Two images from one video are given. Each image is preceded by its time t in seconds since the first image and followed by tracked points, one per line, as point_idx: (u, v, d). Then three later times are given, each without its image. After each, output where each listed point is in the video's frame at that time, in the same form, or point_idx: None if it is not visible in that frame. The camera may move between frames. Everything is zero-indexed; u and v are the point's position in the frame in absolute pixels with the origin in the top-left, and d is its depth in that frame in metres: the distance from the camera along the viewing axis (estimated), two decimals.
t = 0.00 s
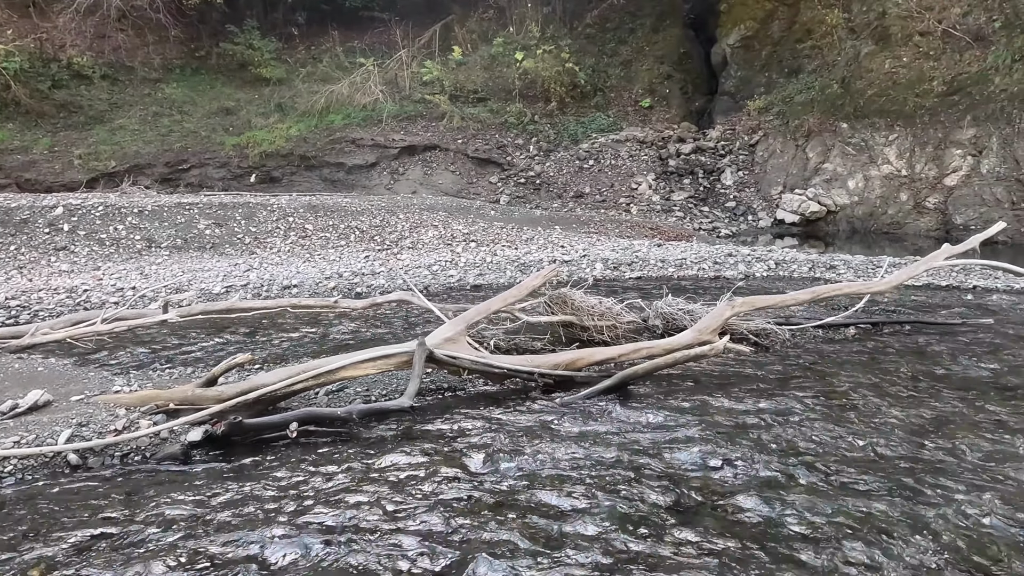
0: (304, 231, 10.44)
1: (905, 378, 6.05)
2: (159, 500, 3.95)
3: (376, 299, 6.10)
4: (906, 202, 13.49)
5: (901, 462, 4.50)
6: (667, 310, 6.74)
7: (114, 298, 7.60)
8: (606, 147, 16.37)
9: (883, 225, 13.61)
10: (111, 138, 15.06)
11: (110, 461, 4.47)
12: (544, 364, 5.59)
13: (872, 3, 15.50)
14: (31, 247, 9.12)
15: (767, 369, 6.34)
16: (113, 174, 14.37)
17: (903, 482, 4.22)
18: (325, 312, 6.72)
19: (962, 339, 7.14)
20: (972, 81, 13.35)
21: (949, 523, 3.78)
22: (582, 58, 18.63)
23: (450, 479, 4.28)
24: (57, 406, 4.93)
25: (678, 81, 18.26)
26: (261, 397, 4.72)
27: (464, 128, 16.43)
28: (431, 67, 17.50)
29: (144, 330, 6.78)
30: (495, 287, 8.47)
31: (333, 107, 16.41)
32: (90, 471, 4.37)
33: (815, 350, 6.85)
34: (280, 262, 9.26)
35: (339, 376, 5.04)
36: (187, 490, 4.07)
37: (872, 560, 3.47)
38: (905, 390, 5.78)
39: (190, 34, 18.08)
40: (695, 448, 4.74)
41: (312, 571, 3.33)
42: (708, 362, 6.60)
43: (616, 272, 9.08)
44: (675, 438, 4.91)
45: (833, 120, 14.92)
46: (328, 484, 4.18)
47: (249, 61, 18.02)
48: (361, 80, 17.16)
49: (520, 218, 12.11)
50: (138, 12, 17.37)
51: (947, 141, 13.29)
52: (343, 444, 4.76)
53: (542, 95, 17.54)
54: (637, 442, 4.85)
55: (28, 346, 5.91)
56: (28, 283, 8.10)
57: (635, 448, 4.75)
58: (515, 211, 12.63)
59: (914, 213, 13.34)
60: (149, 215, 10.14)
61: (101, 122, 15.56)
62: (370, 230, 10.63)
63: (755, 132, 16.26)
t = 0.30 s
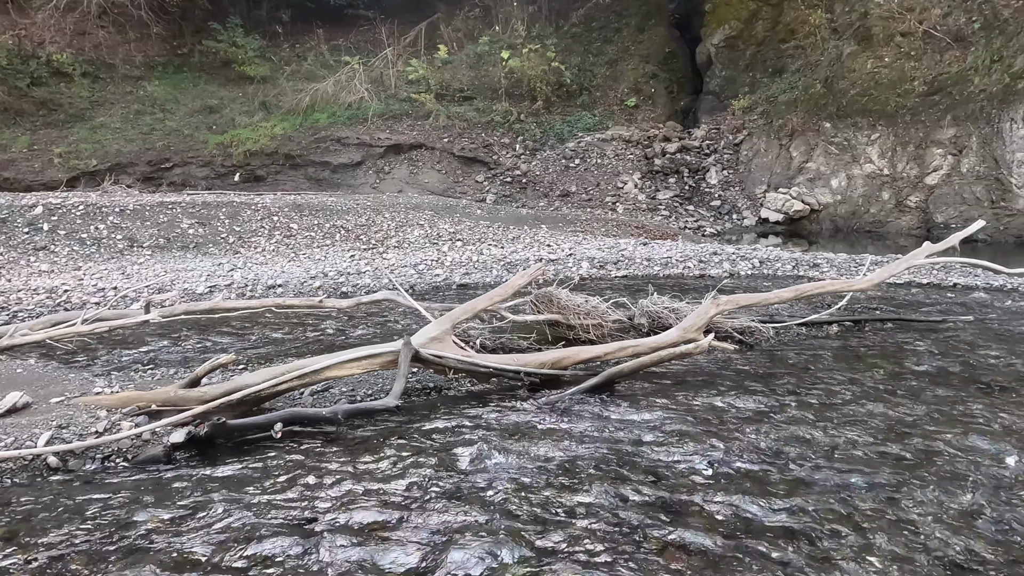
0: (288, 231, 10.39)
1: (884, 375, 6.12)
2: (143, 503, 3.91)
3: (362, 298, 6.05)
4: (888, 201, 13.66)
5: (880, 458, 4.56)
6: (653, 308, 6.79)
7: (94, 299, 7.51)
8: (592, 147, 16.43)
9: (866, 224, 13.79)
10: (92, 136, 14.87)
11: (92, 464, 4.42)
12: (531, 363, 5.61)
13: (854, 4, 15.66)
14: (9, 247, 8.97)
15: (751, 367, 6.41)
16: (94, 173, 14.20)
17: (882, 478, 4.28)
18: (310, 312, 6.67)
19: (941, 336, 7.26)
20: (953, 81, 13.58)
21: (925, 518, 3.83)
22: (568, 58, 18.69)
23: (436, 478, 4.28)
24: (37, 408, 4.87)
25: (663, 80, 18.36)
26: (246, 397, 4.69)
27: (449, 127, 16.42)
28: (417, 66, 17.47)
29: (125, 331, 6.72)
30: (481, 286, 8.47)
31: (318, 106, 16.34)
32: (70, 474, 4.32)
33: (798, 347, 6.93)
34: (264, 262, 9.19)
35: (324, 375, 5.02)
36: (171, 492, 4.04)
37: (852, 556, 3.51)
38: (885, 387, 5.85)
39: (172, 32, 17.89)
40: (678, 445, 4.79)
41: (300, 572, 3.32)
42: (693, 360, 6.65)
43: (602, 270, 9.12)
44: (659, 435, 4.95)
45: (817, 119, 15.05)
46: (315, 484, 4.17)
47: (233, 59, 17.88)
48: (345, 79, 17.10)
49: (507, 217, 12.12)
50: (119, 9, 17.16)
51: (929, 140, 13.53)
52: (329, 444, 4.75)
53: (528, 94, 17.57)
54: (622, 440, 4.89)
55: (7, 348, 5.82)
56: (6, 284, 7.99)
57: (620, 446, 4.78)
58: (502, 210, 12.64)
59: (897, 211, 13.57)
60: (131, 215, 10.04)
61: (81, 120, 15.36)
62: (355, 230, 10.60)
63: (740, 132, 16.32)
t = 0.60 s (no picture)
0: (259, 230, 10.28)
1: (848, 370, 6.26)
2: (108, 507, 3.86)
3: (335, 297, 5.97)
4: (855, 198, 13.96)
5: (840, 451, 4.67)
6: (625, 306, 6.85)
7: (56, 300, 7.36)
8: (565, 145, 16.51)
9: (833, 221, 14.17)
10: (55, 133, 14.51)
11: (55, 469, 4.34)
12: (504, 361, 5.63)
13: (821, 5, 15.92)
14: None
15: (720, 363, 6.51)
16: (56, 171, 13.86)
17: (843, 470, 4.39)
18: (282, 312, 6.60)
19: (902, 331, 7.45)
20: (916, 81, 13.90)
21: (881, 507, 3.93)
22: (541, 56, 18.75)
23: (407, 477, 4.28)
24: None
25: (636, 79, 18.51)
26: (214, 399, 4.64)
27: (423, 125, 16.36)
28: (389, 63, 17.38)
29: (89, 332, 6.60)
30: (455, 284, 8.47)
31: (289, 103, 16.17)
32: (33, 479, 4.24)
33: (767, 343, 7.06)
34: (234, 262, 9.08)
35: (295, 376, 4.98)
36: (138, 495, 3.98)
37: (811, 543, 3.61)
38: (847, 382, 5.98)
39: (138, 26, 17.51)
40: (647, 441, 4.85)
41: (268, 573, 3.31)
42: (663, 357, 6.73)
43: (576, 268, 9.18)
44: (629, 432, 5.01)
45: (785, 118, 15.30)
46: (286, 486, 4.14)
47: (201, 55, 17.58)
48: (316, 76, 16.94)
49: (481, 215, 12.14)
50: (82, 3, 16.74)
51: (894, 139, 13.83)
52: (299, 444, 4.72)
53: (501, 92, 17.61)
54: (592, 437, 4.94)
55: None
56: None
57: (589, 443, 4.83)
58: (476, 208, 12.64)
59: (863, 209, 13.93)
60: (95, 214, 9.85)
61: (43, 116, 14.98)
62: (327, 228, 10.52)
63: (711, 131, 16.50)
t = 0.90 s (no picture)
0: (221, 229, 10.10)
1: (806, 363, 6.44)
2: (63, 514, 3.77)
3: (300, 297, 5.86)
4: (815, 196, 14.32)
5: (795, 442, 4.80)
6: (593, 303, 6.92)
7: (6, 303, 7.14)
8: (533, 143, 16.56)
9: (794, 219, 14.51)
10: (5, 129, 14.00)
11: (7, 476, 4.22)
12: (473, 360, 5.64)
13: (782, 7, 16.28)
14: None
15: (683, 358, 6.64)
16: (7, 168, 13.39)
17: (795, 463, 4.48)
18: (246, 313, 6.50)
19: (859, 324, 7.68)
20: (873, 82, 14.29)
21: (830, 498, 4.02)
22: (508, 54, 18.80)
23: (372, 478, 4.28)
24: None
25: (602, 77, 18.68)
26: (175, 402, 4.56)
27: (389, 123, 16.27)
28: (355, 60, 17.24)
29: (42, 335, 6.43)
30: (423, 283, 8.45)
31: (252, 100, 15.93)
32: None
33: (730, 338, 7.22)
34: (195, 261, 8.90)
35: (258, 377, 4.92)
36: (94, 502, 3.89)
37: (761, 536, 3.66)
38: (804, 376, 6.12)
39: (94, 19, 16.99)
40: (611, 437, 4.92)
41: None
42: (630, 353, 6.83)
43: (544, 266, 9.23)
44: (593, 428, 5.08)
45: (748, 118, 15.62)
46: (250, 489, 4.10)
47: (160, 50, 17.14)
48: (280, 72, 16.73)
49: (448, 213, 12.12)
50: None
51: (852, 138, 14.20)
52: (262, 446, 4.68)
53: (468, 89, 17.61)
54: (558, 433, 4.99)
55: None
56: None
57: (555, 439, 4.89)
58: (443, 206, 12.62)
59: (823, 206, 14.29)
60: (48, 214, 9.59)
61: None
62: (291, 227, 10.39)
63: (676, 129, 16.75)
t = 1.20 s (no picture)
0: (175, 228, 9.87)
1: (761, 357, 6.61)
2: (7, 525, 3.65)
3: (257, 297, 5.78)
4: (771, 193, 14.68)
5: (747, 435, 4.93)
6: (555, 300, 6.98)
7: None
8: (494, 141, 16.57)
9: (751, 216, 14.84)
10: None
11: None
12: (435, 359, 5.64)
13: (738, 8, 16.51)
14: None
15: (643, 354, 6.75)
16: None
17: (745, 457, 4.59)
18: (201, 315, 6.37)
19: (812, 319, 7.93)
20: (826, 82, 14.70)
21: (775, 492, 4.11)
22: (469, 52, 18.83)
23: (331, 480, 4.25)
24: None
25: (563, 75, 18.86)
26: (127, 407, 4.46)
27: (349, 120, 16.12)
28: (313, 56, 17.03)
29: None
30: (384, 282, 8.40)
31: (207, 96, 15.61)
32: None
33: (689, 334, 7.36)
34: (149, 262, 8.69)
35: (214, 380, 4.84)
36: (39, 513, 3.78)
37: (713, 527, 3.75)
38: (759, 370, 6.28)
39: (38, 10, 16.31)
40: (570, 434, 4.98)
41: None
42: (591, 350, 6.92)
43: (506, 264, 9.27)
44: (553, 425, 5.13)
45: (706, 116, 15.93)
46: (206, 494, 4.04)
47: (108, 43, 16.57)
48: (235, 68, 16.45)
49: (410, 212, 12.09)
50: None
51: (805, 138, 14.56)
52: (219, 451, 4.60)
53: (429, 87, 17.53)
54: (518, 431, 5.02)
55: None
56: None
57: (515, 438, 4.92)
58: (405, 204, 12.56)
59: (778, 204, 14.62)
60: None
61: None
62: (249, 226, 10.22)
63: (636, 128, 17.01)
